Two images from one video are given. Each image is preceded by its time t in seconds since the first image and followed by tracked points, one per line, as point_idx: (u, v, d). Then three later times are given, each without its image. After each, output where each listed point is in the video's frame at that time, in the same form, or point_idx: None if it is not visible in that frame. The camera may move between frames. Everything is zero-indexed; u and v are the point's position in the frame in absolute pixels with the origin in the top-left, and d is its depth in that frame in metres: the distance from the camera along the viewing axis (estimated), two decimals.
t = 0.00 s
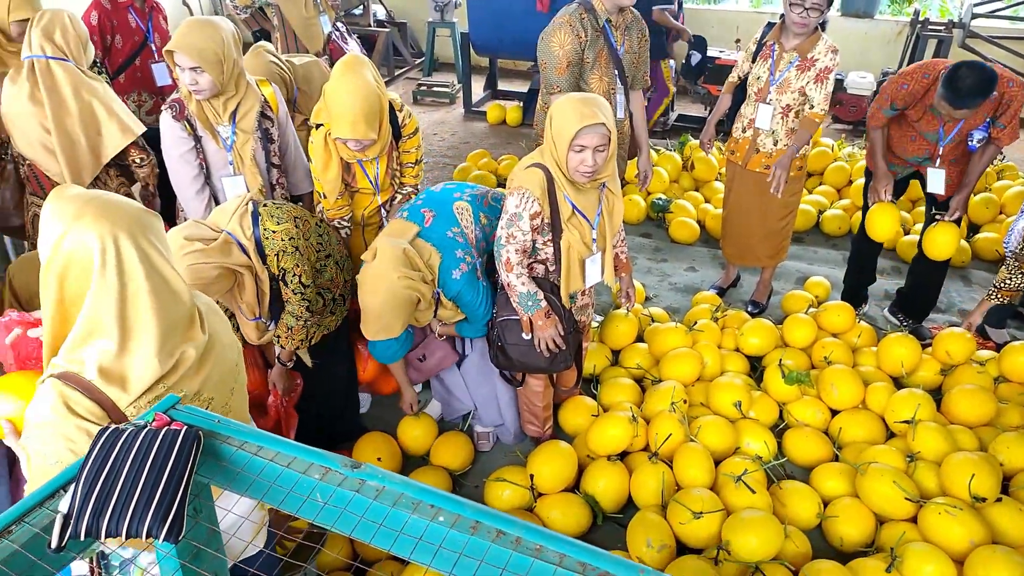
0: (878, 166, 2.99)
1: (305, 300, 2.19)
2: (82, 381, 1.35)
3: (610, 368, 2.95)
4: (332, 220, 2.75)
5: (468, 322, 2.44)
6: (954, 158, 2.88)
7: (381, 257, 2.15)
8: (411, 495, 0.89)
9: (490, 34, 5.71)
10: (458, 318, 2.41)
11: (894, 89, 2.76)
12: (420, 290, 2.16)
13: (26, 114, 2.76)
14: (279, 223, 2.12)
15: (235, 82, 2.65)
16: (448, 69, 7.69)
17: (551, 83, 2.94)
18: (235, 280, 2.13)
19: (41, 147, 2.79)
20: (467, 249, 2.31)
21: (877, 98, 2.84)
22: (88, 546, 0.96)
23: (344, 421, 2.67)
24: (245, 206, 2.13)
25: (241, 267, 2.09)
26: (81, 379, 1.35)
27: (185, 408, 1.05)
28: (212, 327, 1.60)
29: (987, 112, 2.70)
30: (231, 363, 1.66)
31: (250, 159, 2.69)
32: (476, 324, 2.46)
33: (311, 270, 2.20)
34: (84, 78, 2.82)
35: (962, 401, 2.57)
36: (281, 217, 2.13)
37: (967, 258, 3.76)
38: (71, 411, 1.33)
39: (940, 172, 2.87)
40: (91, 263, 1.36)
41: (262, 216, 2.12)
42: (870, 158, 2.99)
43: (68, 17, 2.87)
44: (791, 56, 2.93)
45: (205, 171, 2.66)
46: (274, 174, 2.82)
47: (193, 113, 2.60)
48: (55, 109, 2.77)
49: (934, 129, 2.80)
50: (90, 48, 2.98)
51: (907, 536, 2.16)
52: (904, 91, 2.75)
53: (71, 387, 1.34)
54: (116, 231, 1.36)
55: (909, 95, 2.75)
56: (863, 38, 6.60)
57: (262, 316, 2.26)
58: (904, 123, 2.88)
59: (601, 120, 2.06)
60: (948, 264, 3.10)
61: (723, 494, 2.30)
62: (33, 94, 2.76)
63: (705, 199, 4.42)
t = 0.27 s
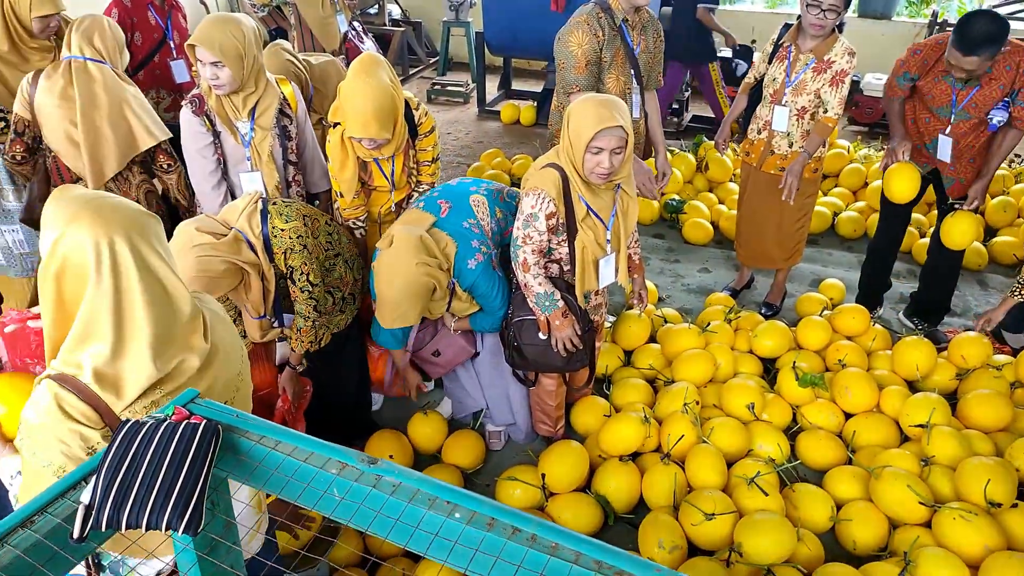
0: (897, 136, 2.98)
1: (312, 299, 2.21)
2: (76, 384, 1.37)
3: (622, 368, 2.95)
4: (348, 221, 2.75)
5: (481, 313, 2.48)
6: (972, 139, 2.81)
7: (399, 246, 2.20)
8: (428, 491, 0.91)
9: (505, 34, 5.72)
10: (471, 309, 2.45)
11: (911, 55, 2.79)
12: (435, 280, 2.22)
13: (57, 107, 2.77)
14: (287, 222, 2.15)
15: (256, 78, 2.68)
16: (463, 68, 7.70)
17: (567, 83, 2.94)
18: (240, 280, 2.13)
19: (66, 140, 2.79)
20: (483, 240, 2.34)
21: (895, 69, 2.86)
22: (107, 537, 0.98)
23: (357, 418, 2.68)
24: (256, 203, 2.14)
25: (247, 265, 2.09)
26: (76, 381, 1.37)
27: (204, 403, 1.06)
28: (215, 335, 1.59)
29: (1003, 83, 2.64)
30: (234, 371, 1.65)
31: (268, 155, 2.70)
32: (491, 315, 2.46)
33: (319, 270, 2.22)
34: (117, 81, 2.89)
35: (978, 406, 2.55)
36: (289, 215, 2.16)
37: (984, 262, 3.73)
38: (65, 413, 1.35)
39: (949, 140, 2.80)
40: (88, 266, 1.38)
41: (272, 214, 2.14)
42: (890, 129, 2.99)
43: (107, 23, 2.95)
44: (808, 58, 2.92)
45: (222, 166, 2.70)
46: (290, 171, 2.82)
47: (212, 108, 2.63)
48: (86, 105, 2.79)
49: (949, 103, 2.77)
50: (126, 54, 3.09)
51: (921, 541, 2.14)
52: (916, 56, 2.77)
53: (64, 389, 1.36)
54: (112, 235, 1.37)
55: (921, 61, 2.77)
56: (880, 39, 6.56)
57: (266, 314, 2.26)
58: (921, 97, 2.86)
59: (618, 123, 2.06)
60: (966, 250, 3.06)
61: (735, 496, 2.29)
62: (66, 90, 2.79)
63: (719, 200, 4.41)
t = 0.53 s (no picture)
0: (908, 125, 2.95)
1: (317, 299, 2.20)
2: (75, 390, 1.42)
3: (635, 371, 2.95)
4: (363, 219, 2.77)
5: (494, 304, 2.45)
6: (986, 130, 2.76)
7: (421, 228, 2.20)
8: (444, 490, 0.92)
9: (520, 36, 5.73)
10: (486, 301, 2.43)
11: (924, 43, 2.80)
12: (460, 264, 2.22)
13: (88, 105, 2.82)
14: (294, 221, 2.14)
15: (272, 83, 2.70)
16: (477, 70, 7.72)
17: (583, 86, 2.95)
18: (244, 279, 2.16)
19: (93, 137, 2.81)
20: (504, 227, 2.35)
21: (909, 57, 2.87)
22: (129, 532, 1.00)
23: (369, 418, 2.70)
24: (262, 203, 2.16)
25: (252, 265, 2.12)
26: (75, 387, 1.43)
27: (225, 401, 1.08)
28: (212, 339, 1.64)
29: (1016, 67, 2.60)
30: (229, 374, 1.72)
31: (282, 161, 2.73)
32: (505, 307, 2.46)
33: (325, 272, 2.21)
34: (151, 88, 2.92)
35: (995, 412, 2.53)
36: (296, 215, 2.15)
37: (1001, 267, 3.70)
38: (62, 421, 1.42)
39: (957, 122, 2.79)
40: (90, 271, 1.42)
41: (278, 212, 2.15)
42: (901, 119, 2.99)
43: (148, 31, 3.00)
44: (824, 61, 2.91)
45: (236, 172, 2.69)
46: (303, 175, 2.85)
47: (228, 115, 2.64)
48: (118, 105, 2.83)
49: (961, 89, 2.74)
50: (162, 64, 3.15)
51: (935, 547, 2.13)
52: (928, 42, 2.79)
53: (64, 393, 1.42)
54: (114, 241, 1.41)
55: (933, 46, 2.78)
56: (897, 42, 6.52)
57: (272, 312, 2.28)
58: (933, 87, 2.84)
59: (636, 126, 2.06)
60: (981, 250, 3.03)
61: (747, 500, 2.28)
62: (99, 91, 2.84)
63: (733, 203, 4.39)
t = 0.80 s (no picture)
0: (918, 121, 2.93)
1: (322, 298, 2.21)
2: (76, 388, 1.46)
3: (647, 371, 2.95)
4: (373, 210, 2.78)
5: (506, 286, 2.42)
6: (1002, 126, 2.74)
7: (443, 202, 2.16)
8: (459, 488, 0.93)
9: (535, 35, 5.74)
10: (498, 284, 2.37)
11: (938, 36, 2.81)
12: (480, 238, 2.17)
13: (114, 104, 2.84)
14: (301, 219, 2.15)
15: (271, 92, 2.72)
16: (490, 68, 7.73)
17: (597, 85, 2.94)
18: (248, 276, 2.17)
19: (117, 134, 2.84)
20: (521, 208, 2.34)
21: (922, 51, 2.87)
22: (149, 525, 1.02)
23: (382, 415, 2.71)
24: (270, 200, 2.17)
25: (258, 262, 2.13)
26: (78, 386, 1.46)
27: (242, 396, 1.09)
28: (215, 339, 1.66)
29: None
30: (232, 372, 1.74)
31: (290, 166, 2.77)
32: (516, 291, 2.43)
33: (330, 271, 2.22)
34: (176, 91, 2.95)
35: (1009, 416, 2.51)
36: (303, 213, 2.16)
37: (1017, 270, 3.67)
38: (64, 418, 1.47)
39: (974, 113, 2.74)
40: (91, 270, 1.43)
41: (285, 211, 2.15)
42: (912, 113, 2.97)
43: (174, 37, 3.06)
44: (841, 63, 2.89)
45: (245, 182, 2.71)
46: (310, 177, 2.87)
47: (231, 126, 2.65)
48: (144, 105, 2.85)
49: (975, 82, 2.72)
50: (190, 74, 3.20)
51: (948, 551, 2.12)
52: (942, 35, 2.79)
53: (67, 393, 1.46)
54: (116, 241, 1.42)
55: (947, 38, 2.78)
56: (913, 43, 6.48)
57: (280, 310, 2.30)
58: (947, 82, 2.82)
59: (653, 126, 2.05)
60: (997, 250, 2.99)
61: (758, 501, 2.28)
62: (126, 90, 2.87)
63: (747, 203, 4.38)
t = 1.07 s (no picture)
0: (929, 123, 2.92)
1: (334, 296, 2.21)
2: (83, 386, 1.46)
3: (657, 372, 2.95)
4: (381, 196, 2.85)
5: (515, 279, 2.38)
6: (1015, 125, 2.72)
7: (459, 179, 2.21)
8: (474, 485, 0.94)
9: (547, 35, 5.74)
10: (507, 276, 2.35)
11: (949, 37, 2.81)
12: (491, 217, 2.18)
13: (136, 105, 2.86)
14: (311, 219, 2.15)
15: (268, 100, 2.70)
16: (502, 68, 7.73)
17: (610, 86, 2.95)
18: (257, 275, 2.18)
19: (138, 135, 2.85)
20: (536, 195, 2.36)
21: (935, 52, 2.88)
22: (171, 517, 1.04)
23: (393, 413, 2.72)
24: (281, 199, 2.18)
25: (268, 261, 2.15)
26: (83, 383, 1.47)
27: (259, 393, 1.11)
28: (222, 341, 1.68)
29: None
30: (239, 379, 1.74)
31: (296, 174, 2.75)
32: (524, 288, 2.40)
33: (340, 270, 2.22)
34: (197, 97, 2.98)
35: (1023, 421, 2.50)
36: (313, 212, 2.17)
37: None
38: (70, 417, 1.46)
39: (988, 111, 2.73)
40: (102, 267, 1.46)
41: (296, 211, 2.16)
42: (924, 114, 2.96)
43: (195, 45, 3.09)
44: (856, 66, 2.88)
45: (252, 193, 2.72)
46: (315, 179, 2.92)
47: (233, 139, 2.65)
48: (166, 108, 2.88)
49: (987, 80, 2.71)
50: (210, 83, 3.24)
51: (959, 556, 2.11)
52: (955, 35, 2.79)
53: (72, 389, 1.46)
54: (127, 238, 1.45)
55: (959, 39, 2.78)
56: (926, 44, 6.45)
57: (288, 310, 2.30)
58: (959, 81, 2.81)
59: (669, 126, 2.05)
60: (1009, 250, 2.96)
61: (769, 504, 2.27)
62: (149, 93, 2.90)
63: (758, 205, 4.37)
